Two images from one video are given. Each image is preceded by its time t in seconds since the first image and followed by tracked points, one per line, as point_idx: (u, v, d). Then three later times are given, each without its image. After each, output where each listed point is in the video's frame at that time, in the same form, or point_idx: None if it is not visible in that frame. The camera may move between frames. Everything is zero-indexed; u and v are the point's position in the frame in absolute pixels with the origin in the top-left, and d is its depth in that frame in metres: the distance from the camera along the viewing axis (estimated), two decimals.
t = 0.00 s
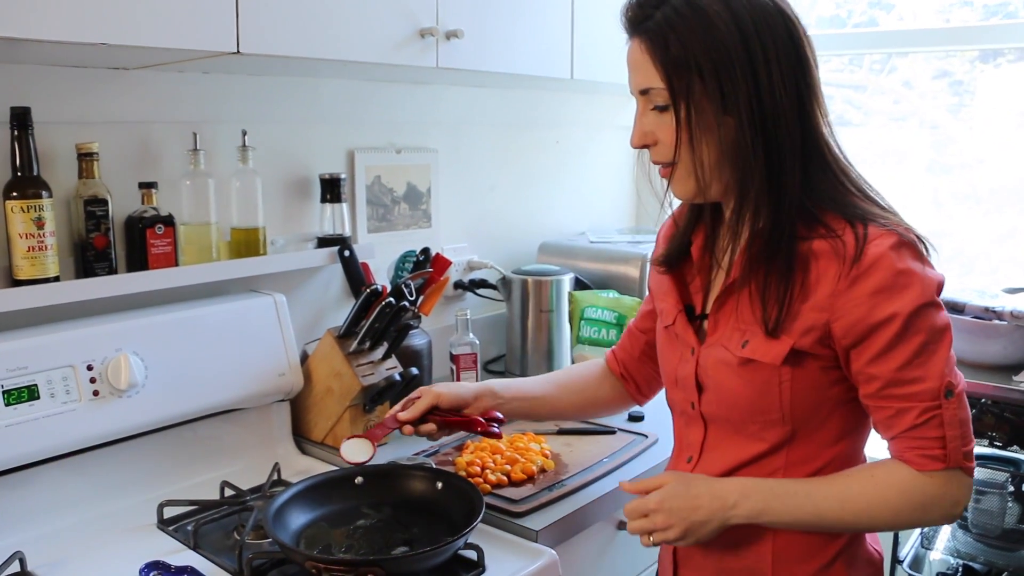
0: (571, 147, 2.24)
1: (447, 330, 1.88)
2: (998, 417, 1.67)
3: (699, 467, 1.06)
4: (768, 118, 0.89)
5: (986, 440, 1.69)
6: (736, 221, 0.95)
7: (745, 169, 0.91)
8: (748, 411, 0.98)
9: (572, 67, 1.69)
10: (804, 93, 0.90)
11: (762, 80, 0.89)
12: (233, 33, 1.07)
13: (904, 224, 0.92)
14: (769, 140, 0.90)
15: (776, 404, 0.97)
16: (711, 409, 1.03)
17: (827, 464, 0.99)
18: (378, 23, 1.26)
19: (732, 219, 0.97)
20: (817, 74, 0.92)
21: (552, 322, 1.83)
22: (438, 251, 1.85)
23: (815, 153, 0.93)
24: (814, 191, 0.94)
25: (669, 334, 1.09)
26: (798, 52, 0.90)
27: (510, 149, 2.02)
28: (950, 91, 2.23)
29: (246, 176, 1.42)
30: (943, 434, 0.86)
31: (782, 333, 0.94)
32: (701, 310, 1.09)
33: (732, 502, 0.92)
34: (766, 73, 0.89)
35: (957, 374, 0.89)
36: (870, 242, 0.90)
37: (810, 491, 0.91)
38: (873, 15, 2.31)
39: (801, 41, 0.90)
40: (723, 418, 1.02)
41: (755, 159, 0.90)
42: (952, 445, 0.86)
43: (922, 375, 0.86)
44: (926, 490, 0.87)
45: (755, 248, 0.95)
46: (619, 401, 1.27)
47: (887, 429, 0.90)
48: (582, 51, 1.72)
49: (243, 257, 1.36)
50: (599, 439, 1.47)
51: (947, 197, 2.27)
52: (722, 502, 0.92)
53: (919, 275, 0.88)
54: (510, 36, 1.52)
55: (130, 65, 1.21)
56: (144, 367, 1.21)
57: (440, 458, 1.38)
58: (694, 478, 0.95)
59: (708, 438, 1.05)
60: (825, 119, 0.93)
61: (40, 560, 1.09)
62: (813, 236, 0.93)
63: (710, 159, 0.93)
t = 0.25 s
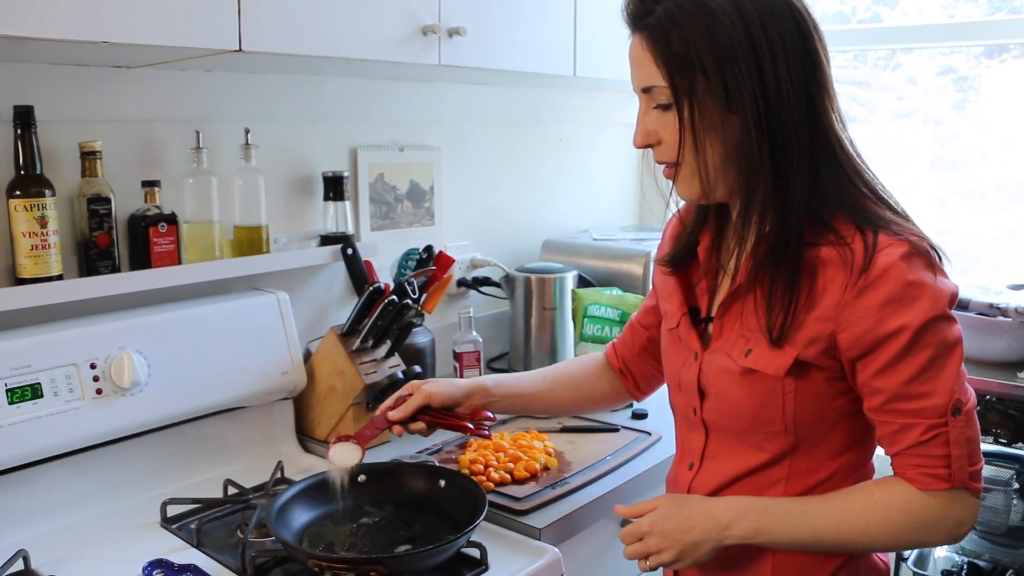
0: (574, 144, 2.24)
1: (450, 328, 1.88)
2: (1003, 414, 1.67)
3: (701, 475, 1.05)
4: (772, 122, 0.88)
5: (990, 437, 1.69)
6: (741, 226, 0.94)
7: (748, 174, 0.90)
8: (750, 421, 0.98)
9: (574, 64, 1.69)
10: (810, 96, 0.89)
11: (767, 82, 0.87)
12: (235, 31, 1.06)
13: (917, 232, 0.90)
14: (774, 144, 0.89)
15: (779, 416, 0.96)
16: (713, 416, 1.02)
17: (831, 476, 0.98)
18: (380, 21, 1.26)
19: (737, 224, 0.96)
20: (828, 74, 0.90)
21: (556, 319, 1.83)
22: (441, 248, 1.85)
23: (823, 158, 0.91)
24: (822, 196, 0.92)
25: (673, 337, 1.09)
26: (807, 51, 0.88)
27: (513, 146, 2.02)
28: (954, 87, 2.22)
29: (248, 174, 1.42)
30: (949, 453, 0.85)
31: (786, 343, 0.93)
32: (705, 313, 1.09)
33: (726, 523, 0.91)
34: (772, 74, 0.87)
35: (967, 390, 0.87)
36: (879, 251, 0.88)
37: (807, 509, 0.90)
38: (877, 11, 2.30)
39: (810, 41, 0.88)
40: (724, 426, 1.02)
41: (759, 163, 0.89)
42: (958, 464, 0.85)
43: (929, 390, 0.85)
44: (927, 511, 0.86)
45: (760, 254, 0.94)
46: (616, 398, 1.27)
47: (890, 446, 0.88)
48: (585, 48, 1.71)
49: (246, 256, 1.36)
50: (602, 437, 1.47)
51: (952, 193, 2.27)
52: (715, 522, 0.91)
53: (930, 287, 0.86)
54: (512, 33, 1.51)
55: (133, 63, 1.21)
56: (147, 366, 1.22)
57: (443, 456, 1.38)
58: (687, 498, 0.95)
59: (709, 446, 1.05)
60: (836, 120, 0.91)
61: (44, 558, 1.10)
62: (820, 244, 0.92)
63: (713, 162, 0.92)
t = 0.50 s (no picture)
0: (575, 145, 2.24)
1: (450, 329, 1.88)
2: (1003, 416, 1.64)
3: (695, 485, 1.05)
4: (768, 132, 0.88)
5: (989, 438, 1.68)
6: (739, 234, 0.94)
7: (743, 183, 0.90)
8: (745, 433, 0.98)
9: (574, 65, 1.69)
10: (808, 105, 0.89)
11: (764, 92, 0.87)
12: (234, 34, 1.07)
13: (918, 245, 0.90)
14: (770, 154, 0.89)
15: (775, 427, 0.96)
16: (708, 426, 1.02)
17: (828, 488, 0.97)
18: (379, 22, 1.26)
19: (734, 233, 0.96)
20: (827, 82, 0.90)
21: (556, 321, 1.83)
22: (441, 250, 1.86)
23: (821, 167, 0.91)
24: (821, 207, 0.92)
25: (670, 343, 1.09)
26: (805, 59, 0.88)
27: (513, 148, 2.02)
28: (956, 87, 2.22)
29: (248, 176, 1.42)
30: (950, 469, 0.84)
31: (783, 355, 0.93)
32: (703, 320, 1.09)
33: (722, 541, 0.91)
34: (768, 83, 0.87)
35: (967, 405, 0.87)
36: (879, 264, 0.88)
37: (805, 527, 0.89)
38: (878, 12, 2.30)
39: (808, 49, 0.88)
40: (719, 436, 1.02)
41: (755, 173, 0.89)
42: (959, 480, 0.84)
43: (929, 407, 0.84)
44: (926, 528, 0.85)
45: (757, 265, 0.94)
46: (623, 397, 1.27)
47: (889, 461, 0.88)
48: (585, 49, 1.71)
49: (246, 258, 1.36)
50: (602, 438, 1.47)
51: (953, 194, 2.27)
52: (711, 541, 0.91)
53: (931, 302, 0.85)
54: (512, 34, 1.51)
55: (132, 66, 1.21)
56: (147, 368, 1.22)
57: (443, 457, 1.38)
58: (682, 516, 0.95)
59: (703, 456, 1.05)
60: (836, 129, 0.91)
61: (43, 560, 1.10)
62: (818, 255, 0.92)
63: (708, 171, 0.92)
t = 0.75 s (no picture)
0: (576, 147, 2.24)
1: (451, 331, 1.88)
2: (1005, 417, 1.65)
3: (693, 491, 1.05)
4: (768, 136, 0.88)
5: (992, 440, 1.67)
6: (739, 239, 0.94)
7: (742, 188, 0.90)
8: (744, 440, 0.98)
9: (575, 67, 1.69)
10: (809, 110, 0.88)
11: (763, 96, 0.87)
12: (234, 37, 1.07)
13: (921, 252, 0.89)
14: (770, 157, 0.88)
15: (774, 434, 0.95)
16: (706, 433, 1.02)
17: (827, 495, 0.97)
18: (379, 24, 1.26)
19: (734, 238, 0.96)
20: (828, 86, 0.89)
21: (557, 322, 1.84)
22: (443, 252, 1.86)
23: (822, 171, 0.91)
24: (822, 212, 0.92)
25: (668, 347, 1.09)
26: (806, 64, 0.88)
27: (515, 150, 2.02)
28: (959, 87, 2.22)
29: (249, 179, 1.42)
30: (953, 479, 0.83)
31: (783, 362, 0.93)
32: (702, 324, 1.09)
33: (724, 555, 0.88)
34: (769, 86, 0.87)
35: (971, 414, 0.86)
36: (881, 271, 0.87)
37: (807, 540, 0.87)
38: (881, 13, 2.30)
39: (809, 53, 0.88)
40: (717, 443, 1.02)
41: (754, 178, 0.89)
42: (963, 490, 0.83)
43: (932, 416, 0.84)
44: (927, 541, 0.84)
45: (756, 270, 0.94)
46: (627, 391, 1.28)
47: (891, 470, 0.87)
48: (586, 51, 1.72)
49: (247, 260, 1.36)
50: (603, 440, 1.46)
51: (956, 194, 2.26)
52: (712, 555, 0.89)
53: (934, 309, 0.85)
54: (513, 36, 1.52)
55: (133, 68, 1.22)
56: (148, 369, 1.22)
57: (443, 459, 1.38)
58: (682, 528, 0.92)
59: (700, 463, 1.05)
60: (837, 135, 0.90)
61: (44, 561, 1.10)
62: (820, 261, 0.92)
63: (707, 176, 0.92)
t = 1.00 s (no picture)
0: (579, 151, 2.24)
1: (454, 335, 1.88)
2: (1009, 420, 1.66)
3: (692, 497, 1.06)
4: (768, 140, 0.88)
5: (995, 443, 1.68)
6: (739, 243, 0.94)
7: (741, 194, 0.90)
8: (743, 446, 0.98)
9: (577, 70, 1.69)
10: (809, 116, 0.88)
11: (763, 102, 0.87)
12: (236, 42, 1.07)
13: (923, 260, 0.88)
14: (770, 162, 0.88)
15: (774, 441, 0.95)
16: (706, 438, 1.02)
17: (828, 503, 0.97)
18: (381, 29, 1.26)
19: (734, 242, 0.96)
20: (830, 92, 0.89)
21: (560, 326, 1.84)
22: (445, 256, 1.86)
23: (823, 177, 0.90)
24: (823, 217, 0.91)
25: (668, 351, 1.09)
26: (807, 70, 0.87)
27: (518, 154, 2.03)
28: (963, 89, 2.22)
29: (252, 183, 1.43)
30: (956, 489, 0.83)
31: (784, 370, 0.93)
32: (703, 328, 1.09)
33: (723, 563, 0.87)
34: (769, 89, 0.87)
35: (974, 423, 0.85)
36: (882, 279, 0.87)
37: (807, 548, 0.86)
38: (885, 15, 2.29)
39: (810, 59, 0.88)
40: (717, 449, 1.01)
41: (753, 185, 0.89)
42: (966, 501, 0.83)
43: (934, 425, 0.83)
44: (928, 551, 0.83)
45: (757, 276, 0.94)
46: (609, 383, 1.29)
47: (893, 480, 0.86)
48: (588, 54, 1.72)
49: (250, 264, 1.37)
50: (605, 444, 1.46)
51: (961, 197, 2.26)
52: (711, 564, 0.87)
53: (936, 317, 0.84)
54: (515, 41, 1.52)
55: (136, 74, 1.22)
56: (151, 374, 1.22)
57: (446, 463, 1.38)
58: (681, 536, 0.91)
59: (699, 469, 1.05)
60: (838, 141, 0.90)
61: (48, 565, 1.10)
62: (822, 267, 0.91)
63: (707, 181, 0.92)
